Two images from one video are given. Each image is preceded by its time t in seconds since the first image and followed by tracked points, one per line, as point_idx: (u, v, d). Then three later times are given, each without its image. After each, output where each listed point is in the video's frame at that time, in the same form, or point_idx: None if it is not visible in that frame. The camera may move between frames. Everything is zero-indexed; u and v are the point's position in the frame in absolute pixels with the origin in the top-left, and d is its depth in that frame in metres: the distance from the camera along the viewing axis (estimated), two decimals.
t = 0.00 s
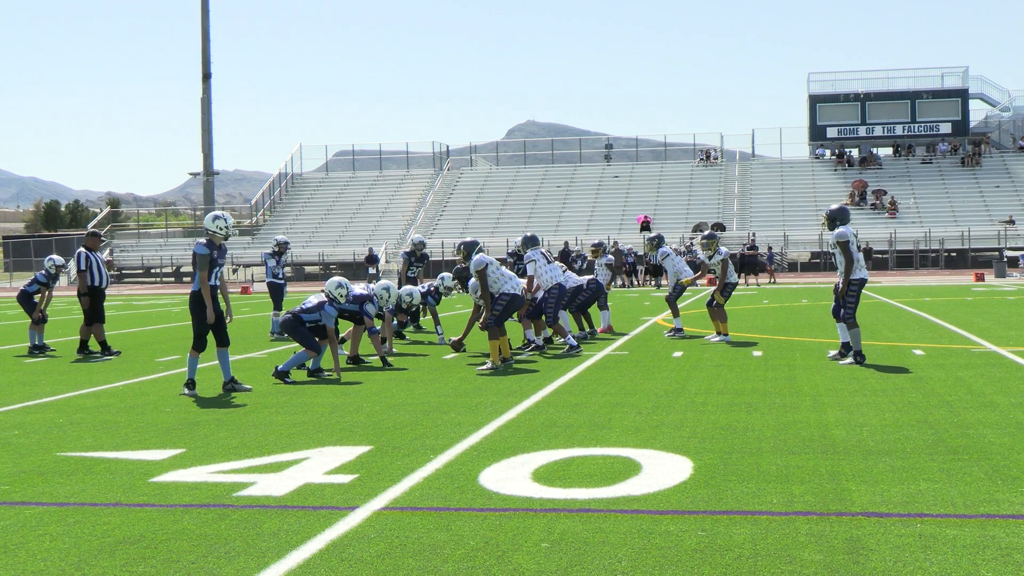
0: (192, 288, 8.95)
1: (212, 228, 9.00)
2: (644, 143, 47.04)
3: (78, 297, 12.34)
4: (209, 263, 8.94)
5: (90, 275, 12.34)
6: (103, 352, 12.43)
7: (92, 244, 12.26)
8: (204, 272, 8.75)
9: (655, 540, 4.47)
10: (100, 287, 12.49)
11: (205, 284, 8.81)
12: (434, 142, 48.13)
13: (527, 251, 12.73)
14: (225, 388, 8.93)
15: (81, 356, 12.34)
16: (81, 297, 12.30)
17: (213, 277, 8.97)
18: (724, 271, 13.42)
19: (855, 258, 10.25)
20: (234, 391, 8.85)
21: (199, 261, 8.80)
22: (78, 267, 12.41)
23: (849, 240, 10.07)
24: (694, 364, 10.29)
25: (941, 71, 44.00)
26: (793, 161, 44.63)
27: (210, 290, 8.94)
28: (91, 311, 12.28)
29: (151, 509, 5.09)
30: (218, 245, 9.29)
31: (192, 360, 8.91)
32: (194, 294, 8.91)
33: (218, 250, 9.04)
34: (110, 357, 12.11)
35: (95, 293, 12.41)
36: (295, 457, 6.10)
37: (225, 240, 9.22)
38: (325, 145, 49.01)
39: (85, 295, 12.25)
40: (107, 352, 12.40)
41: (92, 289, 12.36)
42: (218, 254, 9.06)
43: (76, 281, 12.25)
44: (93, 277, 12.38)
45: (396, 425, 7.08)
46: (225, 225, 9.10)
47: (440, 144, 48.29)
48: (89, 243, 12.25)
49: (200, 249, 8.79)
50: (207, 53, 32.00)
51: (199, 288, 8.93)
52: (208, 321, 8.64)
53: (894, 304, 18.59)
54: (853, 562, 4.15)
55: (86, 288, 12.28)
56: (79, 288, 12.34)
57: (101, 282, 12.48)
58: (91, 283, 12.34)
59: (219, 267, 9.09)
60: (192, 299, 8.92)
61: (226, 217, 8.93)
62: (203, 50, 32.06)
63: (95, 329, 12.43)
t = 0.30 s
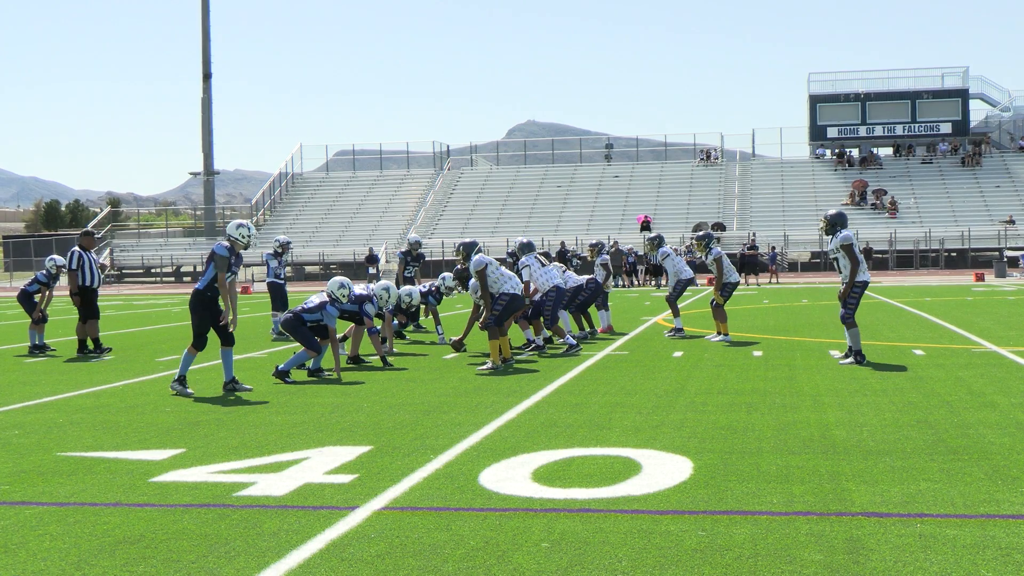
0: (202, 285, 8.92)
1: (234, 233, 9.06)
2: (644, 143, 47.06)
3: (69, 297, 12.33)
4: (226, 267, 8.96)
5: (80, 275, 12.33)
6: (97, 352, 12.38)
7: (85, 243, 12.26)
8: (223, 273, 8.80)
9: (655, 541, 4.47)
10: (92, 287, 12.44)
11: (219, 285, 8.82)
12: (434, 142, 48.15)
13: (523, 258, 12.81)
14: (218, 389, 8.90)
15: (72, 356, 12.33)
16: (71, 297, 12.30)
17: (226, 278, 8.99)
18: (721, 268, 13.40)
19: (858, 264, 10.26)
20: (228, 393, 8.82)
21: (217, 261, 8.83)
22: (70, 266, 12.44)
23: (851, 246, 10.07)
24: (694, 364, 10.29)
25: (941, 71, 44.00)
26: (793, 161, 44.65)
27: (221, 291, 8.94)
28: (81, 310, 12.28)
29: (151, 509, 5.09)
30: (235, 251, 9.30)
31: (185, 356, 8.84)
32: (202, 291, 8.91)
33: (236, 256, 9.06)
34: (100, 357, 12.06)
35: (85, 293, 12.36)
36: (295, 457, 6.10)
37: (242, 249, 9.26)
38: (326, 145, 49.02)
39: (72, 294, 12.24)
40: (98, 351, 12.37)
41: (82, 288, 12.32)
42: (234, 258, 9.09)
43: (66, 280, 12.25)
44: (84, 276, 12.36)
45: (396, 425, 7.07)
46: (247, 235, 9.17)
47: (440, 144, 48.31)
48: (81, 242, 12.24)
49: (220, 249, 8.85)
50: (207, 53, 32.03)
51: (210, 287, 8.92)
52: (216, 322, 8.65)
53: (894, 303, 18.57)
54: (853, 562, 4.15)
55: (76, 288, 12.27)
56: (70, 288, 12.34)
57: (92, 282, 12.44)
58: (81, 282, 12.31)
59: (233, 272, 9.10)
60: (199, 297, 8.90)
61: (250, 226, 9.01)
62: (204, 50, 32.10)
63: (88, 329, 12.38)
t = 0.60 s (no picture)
0: (201, 293, 8.92)
1: (239, 245, 9.08)
2: (645, 143, 47.06)
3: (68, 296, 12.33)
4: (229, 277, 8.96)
5: (79, 274, 12.34)
6: (95, 352, 12.35)
7: (81, 242, 12.26)
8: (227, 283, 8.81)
9: (656, 541, 4.46)
10: (90, 286, 12.45)
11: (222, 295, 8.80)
12: (435, 142, 48.16)
13: (521, 258, 12.84)
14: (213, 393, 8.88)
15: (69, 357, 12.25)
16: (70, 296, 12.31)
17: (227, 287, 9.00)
18: (719, 268, 13.38)
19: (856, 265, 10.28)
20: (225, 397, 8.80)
21: (221, 271, 8.84)
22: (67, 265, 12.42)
23: (846, 247, 10.10)
24: (694, 364, 10.29)
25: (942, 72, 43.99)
26: (793, 161, 44.64)
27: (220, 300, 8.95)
28: (80, 309, 12.28)
29: (152, 508, 5.09)
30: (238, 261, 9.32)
31: (179, 361, 8.82)
32: (201, 297, 8.91)
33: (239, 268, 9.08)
34: (95, 357, 12.03)
35: (84, 293, 12.37)
36: (295, 458, 6.10)
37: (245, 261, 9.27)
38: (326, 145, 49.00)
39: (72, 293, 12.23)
40: (95, 352, 12.31)
41: (82, 287, 12.33)
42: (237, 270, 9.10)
43: (65, 279, 12.24)
44: (82, 275, 12.36)
45: (396, 425, 7.07)
46: (251, 247, 9.21)
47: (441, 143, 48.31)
48: (78, 242, 12.25)
49: (225, 260, 8.85)
50: (209, 53, 32.07)
51: (209, 296, 8.92)
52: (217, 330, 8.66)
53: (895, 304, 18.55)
54: (854, 562, 4.14)
55: (75, 287, 12.28)
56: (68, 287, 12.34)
57: (91, 282, 12.46)
58: (80, 282, 12.32)
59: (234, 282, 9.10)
60: (197, 304, 8.90)
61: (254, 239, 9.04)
62: (205, 49, 32.16)
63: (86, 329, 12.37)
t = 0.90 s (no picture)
0: (201, 290, 8.94)
1: (241, 245, 9.10)
2: (646, 144, 47.05)
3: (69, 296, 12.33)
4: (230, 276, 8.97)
5: (80, 274, 12.34)
6: (95, 352, 12.34)
7: (81, 242, 12.27)
8: (228, 282, 8.83)
9: (657, 541, 4.46)
10: (91, 286, 12.46)
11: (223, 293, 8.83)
12: (436, 142, 48.16)
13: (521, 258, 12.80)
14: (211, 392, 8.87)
15: (68, 357, 12.22)
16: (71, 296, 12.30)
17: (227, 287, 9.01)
18: (719, 268, 13.35)
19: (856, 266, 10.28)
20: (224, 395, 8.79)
21: (222, 269, 8.85)
22: (66, 265, 12.42)
23: (846, 250, 10.10)
24: (694, 365, 10.26)
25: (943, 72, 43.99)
26: (794, 162, 44.64)
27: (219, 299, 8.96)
28: (81, 309, 12.28)
29: (152, 509, 5.08)
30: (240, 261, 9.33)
31: (180, 359, 8.82)
32: (201, 296, 8.92)
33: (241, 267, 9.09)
34: (96, 357, 12.03)
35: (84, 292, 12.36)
36: (295, 457, 6.09)
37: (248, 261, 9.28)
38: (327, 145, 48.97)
39: (75, 293, 12.24)
40: (94, 352, 12.32)
41: (82, 287, 12.34)
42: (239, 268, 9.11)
43: (66, 279, 12.24)
44: (82, 275, 12.37)
45: (397, 425, 7.07)
46: (254, 247, 9.23)
47: (441, 144, 48.30)
48: (78, 241, 12.25)
49: (226, 259, 8.85)
50: (211, 53, 32.10)
51: (209, 293, 8.93)
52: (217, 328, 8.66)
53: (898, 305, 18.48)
54: (854, 562, 4.15)
55: (75, 287, 12.27)
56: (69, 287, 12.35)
57: (92, 282, 12.49)
58: (81, 281, 12.33)
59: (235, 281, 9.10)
60: (197, 302, 8.92)
61: (257, 239, 9.05)
62: (205, 49, 32.19)
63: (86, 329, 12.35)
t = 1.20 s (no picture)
0: (201, 291, 8.94)
1: (242, 247, 9.10)
2: (646, 144, 47.07)
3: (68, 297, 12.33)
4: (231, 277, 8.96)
5: (79, 275, 12.33)
6: (95, 353, 12.34)
7: (81, 244, 12.25)
8: (228, 282, 8.83)
9: (657, 541, 4.46)
10: (91, 287, 12.43)
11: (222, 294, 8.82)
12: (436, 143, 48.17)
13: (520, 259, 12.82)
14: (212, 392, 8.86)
15: (67, 358, 12.22)
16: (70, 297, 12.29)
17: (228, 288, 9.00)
18: (719, 268, 13.37)
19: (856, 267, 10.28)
20: (224, 395, 8.77)
21: (222, 270, 8.85)
22: (66, 266, 12.40)
23: (844, 250, 10.13)
24: (694, 365, 10.25)
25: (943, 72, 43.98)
26: (794, 162, 44.64)
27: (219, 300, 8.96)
28: (81, 310, 12.27)
29: (153, 509, 5.09)
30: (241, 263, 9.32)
31: (180, 360, 8.81)
32: (201, 296, 8.92)
33: (242, 269, 9.07)
34: (96, 357, 12.04)
35: (83, 294, 12.34)
36: (295, 458, 6.09)
37: (250, 262, 9.27)
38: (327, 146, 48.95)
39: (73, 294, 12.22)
40: (95, 352, 12.32)
41: (81, 289, 12.32)
42: (240, 269, 9.10)
43: (64, 281, 12.23)
44: (81, 277, 12.35)
45: (398, 426, 7.06)
46: (255, 249, 9.21)
47: (442, 144, 48.32)
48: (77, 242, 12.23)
49: (226, 259, 8.85)
50: (211, 53, 32.12)
51: (209, 294, 8.93)
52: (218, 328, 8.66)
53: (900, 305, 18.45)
54: (855, 562, 4.15)
55: (74, 288, 12.26)
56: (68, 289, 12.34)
57: (92, 283, 12.46)
58: (80, 283, 12.31)
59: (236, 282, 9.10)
60: (197, 302, 8.92)
61: (258, 241, 9.05)
62: (205, 50, 32.19)
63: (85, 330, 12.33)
